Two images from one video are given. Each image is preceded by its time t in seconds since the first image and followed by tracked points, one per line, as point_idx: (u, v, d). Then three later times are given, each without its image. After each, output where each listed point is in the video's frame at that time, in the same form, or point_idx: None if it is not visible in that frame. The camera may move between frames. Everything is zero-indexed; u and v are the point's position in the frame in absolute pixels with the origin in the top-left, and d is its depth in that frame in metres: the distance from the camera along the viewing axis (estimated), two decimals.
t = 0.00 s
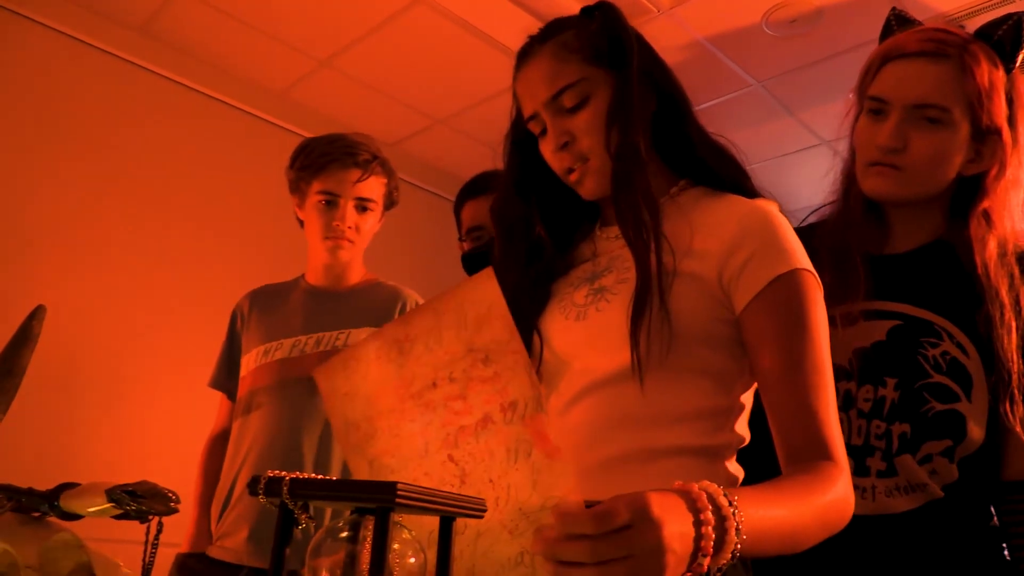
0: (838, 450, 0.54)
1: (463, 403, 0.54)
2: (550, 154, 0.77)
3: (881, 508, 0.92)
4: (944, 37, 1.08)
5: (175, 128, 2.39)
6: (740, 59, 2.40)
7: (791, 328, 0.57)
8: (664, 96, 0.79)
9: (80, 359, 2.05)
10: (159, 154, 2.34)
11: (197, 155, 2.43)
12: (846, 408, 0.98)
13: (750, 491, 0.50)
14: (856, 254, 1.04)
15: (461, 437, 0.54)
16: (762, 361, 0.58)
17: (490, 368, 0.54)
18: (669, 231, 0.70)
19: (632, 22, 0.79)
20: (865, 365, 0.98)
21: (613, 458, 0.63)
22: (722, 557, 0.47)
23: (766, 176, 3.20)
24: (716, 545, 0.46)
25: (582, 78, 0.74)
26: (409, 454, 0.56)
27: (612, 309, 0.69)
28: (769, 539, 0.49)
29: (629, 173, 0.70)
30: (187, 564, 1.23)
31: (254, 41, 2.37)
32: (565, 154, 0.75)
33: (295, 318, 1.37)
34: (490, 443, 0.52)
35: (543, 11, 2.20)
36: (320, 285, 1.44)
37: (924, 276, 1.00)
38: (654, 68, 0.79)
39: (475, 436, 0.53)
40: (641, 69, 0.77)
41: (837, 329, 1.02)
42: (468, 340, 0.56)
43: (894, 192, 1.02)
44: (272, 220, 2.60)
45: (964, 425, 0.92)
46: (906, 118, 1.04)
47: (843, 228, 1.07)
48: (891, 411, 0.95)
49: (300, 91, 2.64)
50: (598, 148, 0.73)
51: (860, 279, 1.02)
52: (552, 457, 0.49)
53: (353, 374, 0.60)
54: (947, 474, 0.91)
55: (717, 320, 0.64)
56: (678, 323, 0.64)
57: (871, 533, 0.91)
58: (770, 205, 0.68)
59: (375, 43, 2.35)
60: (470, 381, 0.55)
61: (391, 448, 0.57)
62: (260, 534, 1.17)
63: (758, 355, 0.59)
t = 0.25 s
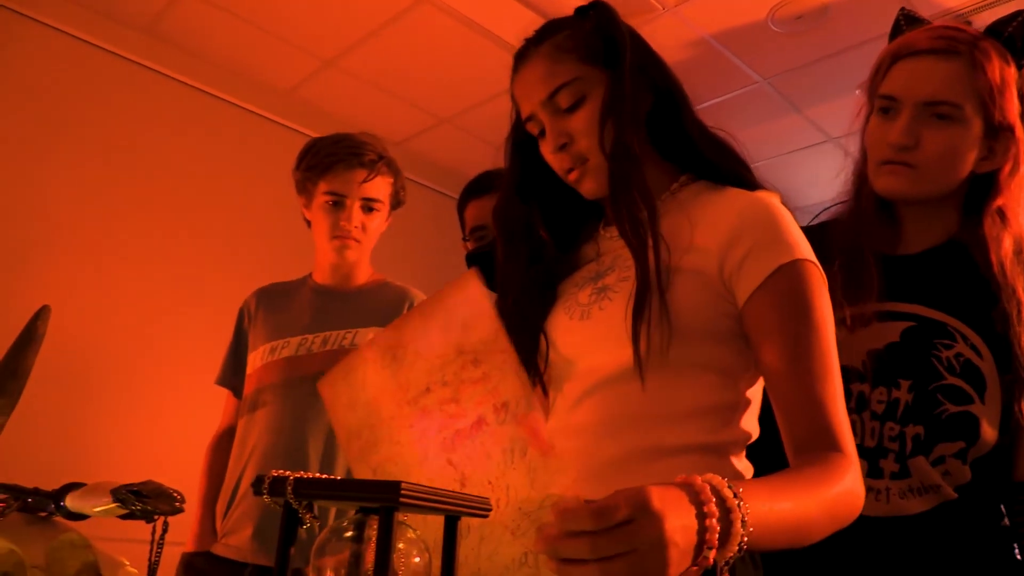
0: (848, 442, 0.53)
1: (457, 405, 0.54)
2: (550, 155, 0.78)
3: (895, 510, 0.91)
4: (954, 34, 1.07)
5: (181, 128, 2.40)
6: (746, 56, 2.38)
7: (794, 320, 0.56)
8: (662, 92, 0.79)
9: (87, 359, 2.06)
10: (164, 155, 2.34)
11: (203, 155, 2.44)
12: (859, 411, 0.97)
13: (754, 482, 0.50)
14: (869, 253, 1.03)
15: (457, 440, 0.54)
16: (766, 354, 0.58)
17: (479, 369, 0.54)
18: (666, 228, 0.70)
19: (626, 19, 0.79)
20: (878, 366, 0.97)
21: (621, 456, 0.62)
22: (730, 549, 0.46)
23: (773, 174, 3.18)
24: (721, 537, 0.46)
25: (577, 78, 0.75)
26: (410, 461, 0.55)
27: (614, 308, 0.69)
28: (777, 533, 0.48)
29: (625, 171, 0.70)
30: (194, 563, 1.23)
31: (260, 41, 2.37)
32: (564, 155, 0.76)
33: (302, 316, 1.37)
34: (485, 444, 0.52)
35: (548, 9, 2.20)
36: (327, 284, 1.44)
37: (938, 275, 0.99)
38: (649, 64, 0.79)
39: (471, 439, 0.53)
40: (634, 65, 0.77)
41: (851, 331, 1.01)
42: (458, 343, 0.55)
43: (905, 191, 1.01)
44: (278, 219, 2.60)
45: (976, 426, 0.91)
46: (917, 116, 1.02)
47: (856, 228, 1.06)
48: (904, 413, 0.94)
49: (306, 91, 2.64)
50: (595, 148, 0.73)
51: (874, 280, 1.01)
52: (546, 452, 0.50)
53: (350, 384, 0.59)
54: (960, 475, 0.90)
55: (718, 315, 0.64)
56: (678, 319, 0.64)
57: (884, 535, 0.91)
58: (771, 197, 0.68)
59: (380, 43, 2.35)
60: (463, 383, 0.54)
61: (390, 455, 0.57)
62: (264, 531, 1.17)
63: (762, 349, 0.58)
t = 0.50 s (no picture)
0: (861, 436, 0.52)
1: (434, 445, 0.47)
2: (551, 156, 0.78)
3: (909, 511, 0.91)
4: (963, 35, 1.06)
5: (188, 129, 2.41)
6: (752, 52, 2.37)
7: (798, 313, 0.55)
8: (661, 91, 0.79)
9: (96, 360, 2.07)
10: (172, 156, 2.35)
11: (210, 155, 2.45)
12: (872, 412, 0.97)
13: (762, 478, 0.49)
14: (878, 254, 1.03)
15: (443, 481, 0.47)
16: (770, 350, 0.56)
17: (450, 403, 0.47)
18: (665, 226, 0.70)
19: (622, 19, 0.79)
20: (891, 367, 0.97)
21: (628, 456, 0.61)
22: (745, 544, 0.45)
23: (782, 171, 3.16)
24: (735, 534, 0.45)
25: (574, 78, 0.75)
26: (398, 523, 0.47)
27: (616, 307, 0.68)
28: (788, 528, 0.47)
29: (623, 170, 0.70)
30: (205, 564, 1.23)
31: (266, 41, 2.38)
32: (564, 156, 0.77)
33: (310, 317, 1.37)
34: (475, 474, 0.47)
35: (554, 7, 2.19)
36: (335, 285, 1.44)
37: (949, 277, 0.99)
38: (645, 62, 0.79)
39: (457, 473, 0.47)
40: (631, 64, 0.76)
41: (862, 332, 1.01)
42: (419, 377, 0.47)
43: (914, 191, 1.01)
44: (285, 220, 2.60)
45: (990, 428, 0.90)
46: (926, 116, 1.02)
47: (867, 230, 1.06)
48: (917, 414, 0.94)
49: (312, 91, 2.64)
50: (593, 149, 0.73)
51: (885, 283, 1.00)
52: (537, 471, 0.46)
53: (307, 436, 0.46)
54: (972, 476, 0.89)
55: (720, 311, 0.62)
56: (678, 317, 0.63)
57: (897, 538, 0.90)
58: (772, 189, 0.66)
59: (385, 42, 2.35)
60: (435, 423, 0.47)
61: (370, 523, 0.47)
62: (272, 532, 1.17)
63: (765, 345, 0.57)
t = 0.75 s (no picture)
0: (869, 427, 0.51)
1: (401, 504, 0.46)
2: (552, 157, 0.79)
3: (922, 512, 0.90)
4: (964, 38, 1.05)
5: (195, 130, 2.42)
6: (759, 49, 2.36)
7: (800, 305, 0.54)
8: (656, 85, 0.77)
9: (105, 360, 2.09)
10: (179, 156, 2.36)
11: (217, 155, 2.46)
12: (883, 413, 0.97)
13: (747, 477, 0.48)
14: (883, 255, 1.03)
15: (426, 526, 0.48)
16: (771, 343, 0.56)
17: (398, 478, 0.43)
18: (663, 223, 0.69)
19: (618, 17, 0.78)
20: (900, 369, 0.97)
21: (628, 454, 0.61)
22: (733, 539, 0.45)
23: (790, 167, 3.14)
24: (721, 532, 0.45)
25: (570, 79, 0.75)
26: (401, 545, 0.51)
27: (616, 305, 0.68)
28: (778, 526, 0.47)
29: (621, 168, 0.69)
30: (218, 564, 1.22)
31: (272, 41, 2.38)
32: (563, 157, 0.77)
33: (318, 318, 1.38)
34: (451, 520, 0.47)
35: (559, 4, 2.18)
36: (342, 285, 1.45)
37: (953, 279, 0.98)
38: (641, 58, 0.78)
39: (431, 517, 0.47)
40: (626, 61, 0.76)
41: (871, 335, 1.00)
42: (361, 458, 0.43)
43: (918, 195, 1.00)
44: (292, 219, 2.61)
45: (1000, 426, 0.90)
46: (929, 118, 1.02)
47: (872, 234, 1.06)
48: (927, 415, 0.94)
49: (318, 90, 2.65)
50: (590, 148, 0.74)
51: (892, 285, 1.00)
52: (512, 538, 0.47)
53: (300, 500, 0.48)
54: (984, 475, 0.89)
55: (721, 306, 0.62)
56: (674, 314, 0.63)
57: (911, 539, 0.89)
58: (770, 180, 0.65)
59: (390, 40, 2.35)
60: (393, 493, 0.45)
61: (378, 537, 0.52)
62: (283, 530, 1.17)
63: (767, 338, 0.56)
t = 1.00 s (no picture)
0: (864, 427, 0.49)
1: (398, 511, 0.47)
2: (551, 155, 0.79)
3: (933, 514, 0.90)
4: (962, 44, 1.06)
5: (197, 129, 2.42)
6: (761, 45, 2.35)
7: (794, 300, 0.52)
8: (651, 78, 0.76)
9: (109, 359, 2.09)
10: (181, 156, 2.37)
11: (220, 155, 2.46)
12: (893, 415, 0.97)
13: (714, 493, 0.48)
14: (890, 258, 1.03)
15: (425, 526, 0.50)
16: (763, 338, 0.54)
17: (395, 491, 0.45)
18: (657, 220, 0.68)
19: (612, 14, 0.78)
20: (910, 371, 0.98)
21: (628, 451, 0.61)
22: (710, 554, 0.45)
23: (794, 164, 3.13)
24: (697, 550, 0.45)
25: (565, 78, 0.75)
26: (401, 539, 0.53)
27: (612, 303, 0.68)
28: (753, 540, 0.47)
29: (614, 166, 0.68)
30: (225, 564, 1.21)
31: (274, 40, 2.38)
32: (561, 156, 0.78)
33: (322, 319, 1.37)
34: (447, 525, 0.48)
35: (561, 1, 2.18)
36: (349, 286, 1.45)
37: (961, 281, 0.98)
38: (637, 53, 0.77)
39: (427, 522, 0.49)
40: (621, 57, 0.75)
41: (880, 337, 1.01)
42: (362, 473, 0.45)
43: (925, 198, 1.02)
44: (294, 218, 2.61)
45: (1011, 426, 0.90)
46: (930, 124, 1.03)
47: (877, 238, 1.06)
48: (938, 416, 0.95)
49: (320, 89, 2.65)
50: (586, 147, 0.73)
51: (900, 287, 1.01)
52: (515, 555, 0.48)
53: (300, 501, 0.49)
54: (995, 475, 0.88)
55: (717, 301, 0.61)
56: (666, 309, 0.63)
57: (925, 541, 0.89)
58: (767, 174, 0.64)
59: (392, 39, 2.35)
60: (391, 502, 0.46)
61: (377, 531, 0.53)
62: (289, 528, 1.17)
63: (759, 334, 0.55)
